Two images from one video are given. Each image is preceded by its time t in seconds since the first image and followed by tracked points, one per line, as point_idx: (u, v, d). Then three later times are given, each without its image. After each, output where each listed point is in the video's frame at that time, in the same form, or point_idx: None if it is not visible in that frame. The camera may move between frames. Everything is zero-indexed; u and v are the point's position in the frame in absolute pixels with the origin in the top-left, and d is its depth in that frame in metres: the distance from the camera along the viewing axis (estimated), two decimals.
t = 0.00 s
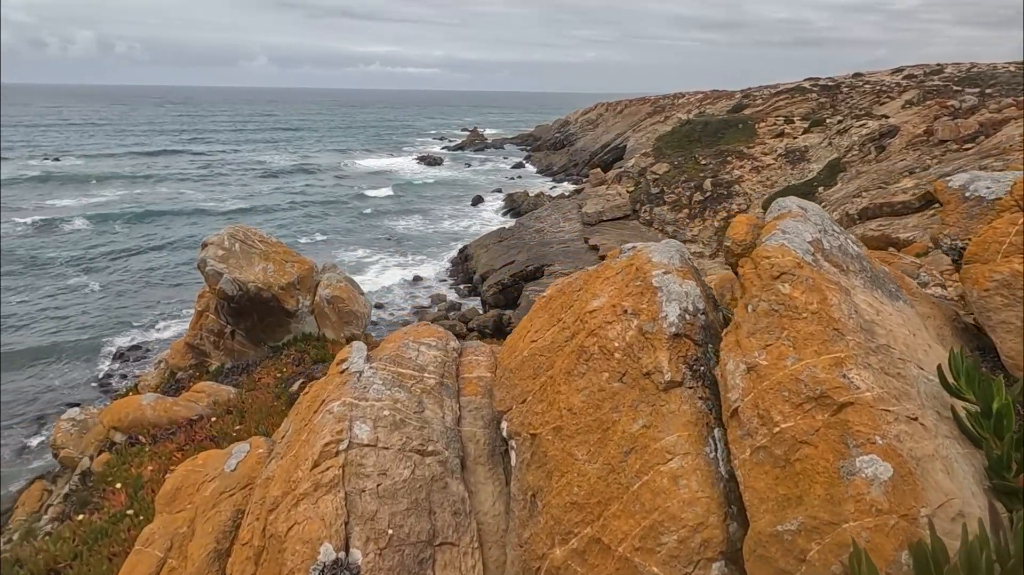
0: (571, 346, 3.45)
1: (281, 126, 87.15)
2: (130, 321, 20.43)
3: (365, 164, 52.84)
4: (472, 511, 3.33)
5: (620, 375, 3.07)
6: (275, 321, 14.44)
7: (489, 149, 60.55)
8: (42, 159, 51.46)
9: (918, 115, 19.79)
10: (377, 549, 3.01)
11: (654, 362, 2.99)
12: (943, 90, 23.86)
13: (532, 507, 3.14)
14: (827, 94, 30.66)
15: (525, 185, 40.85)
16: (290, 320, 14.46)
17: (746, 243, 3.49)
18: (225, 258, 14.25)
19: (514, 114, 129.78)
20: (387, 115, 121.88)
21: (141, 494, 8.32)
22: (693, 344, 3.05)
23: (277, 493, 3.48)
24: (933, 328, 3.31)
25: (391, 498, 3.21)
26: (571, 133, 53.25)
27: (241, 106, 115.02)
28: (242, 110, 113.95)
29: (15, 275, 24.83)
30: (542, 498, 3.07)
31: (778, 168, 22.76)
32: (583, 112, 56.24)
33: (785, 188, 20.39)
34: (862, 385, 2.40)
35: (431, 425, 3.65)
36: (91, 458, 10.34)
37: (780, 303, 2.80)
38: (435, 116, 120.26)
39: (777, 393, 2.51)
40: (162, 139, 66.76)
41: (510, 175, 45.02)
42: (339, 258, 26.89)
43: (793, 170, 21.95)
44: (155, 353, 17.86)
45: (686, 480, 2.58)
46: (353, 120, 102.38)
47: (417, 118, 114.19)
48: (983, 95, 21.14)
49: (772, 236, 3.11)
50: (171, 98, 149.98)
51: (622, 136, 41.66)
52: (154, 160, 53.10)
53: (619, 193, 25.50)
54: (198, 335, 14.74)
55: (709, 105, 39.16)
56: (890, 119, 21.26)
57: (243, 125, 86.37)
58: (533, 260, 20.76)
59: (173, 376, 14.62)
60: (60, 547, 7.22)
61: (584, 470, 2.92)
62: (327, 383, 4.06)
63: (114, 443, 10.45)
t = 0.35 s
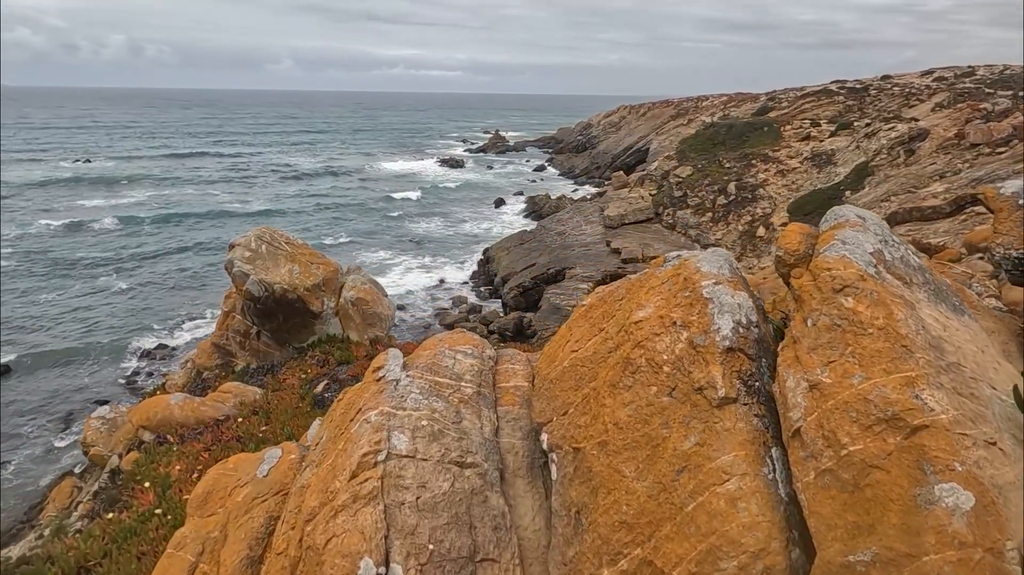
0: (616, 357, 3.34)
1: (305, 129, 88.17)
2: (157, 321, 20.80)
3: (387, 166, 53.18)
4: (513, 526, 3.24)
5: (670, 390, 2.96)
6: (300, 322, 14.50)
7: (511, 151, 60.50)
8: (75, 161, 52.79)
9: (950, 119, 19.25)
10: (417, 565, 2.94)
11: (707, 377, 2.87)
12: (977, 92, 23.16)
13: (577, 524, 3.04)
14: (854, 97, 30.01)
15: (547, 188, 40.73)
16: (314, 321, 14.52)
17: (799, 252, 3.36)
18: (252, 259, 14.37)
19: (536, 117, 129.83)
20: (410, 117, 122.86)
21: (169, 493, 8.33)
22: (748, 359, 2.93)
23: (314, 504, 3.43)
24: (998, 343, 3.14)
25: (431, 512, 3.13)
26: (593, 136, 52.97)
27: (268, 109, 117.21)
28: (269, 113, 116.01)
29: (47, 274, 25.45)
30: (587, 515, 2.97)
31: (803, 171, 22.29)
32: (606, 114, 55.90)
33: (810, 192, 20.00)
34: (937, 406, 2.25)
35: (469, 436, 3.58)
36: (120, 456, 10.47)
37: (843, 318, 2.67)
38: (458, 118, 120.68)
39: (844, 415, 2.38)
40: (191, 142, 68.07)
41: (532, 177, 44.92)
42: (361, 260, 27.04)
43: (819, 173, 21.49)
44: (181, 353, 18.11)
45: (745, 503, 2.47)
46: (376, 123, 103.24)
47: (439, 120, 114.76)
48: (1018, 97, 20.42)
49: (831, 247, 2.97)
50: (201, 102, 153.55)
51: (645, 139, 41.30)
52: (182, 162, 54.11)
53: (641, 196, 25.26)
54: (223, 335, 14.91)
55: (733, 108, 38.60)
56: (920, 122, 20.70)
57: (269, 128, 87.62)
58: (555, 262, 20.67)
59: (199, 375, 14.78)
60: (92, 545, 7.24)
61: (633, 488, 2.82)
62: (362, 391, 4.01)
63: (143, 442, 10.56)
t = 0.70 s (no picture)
0: (662, 364, 3.26)
1: (329, 131, 89.14)
2: (184, 320, 21.15)
3: (410, 168, 53.48)
4: (555, 534, 3.18)
5: (720, 399, 2.89)
6: (325, 322, 14.62)
7: (532, 153, 60.40)
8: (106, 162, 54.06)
9: (982, 120, 18.72)
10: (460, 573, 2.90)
11: (760, 386, 2.79)
12: (1012, 93, 22.46)
13: (622, 534, 2.98)
14: (883, 98, 29.36)
15: (569, 190, 40.60)
16: (339, 322, 14.63)
17: (851, 258, 3.27)
18: (278, 259, 14.53)
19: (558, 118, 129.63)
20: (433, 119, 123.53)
21: (197, 491, 8.37)
22: (802, 368, 2.84)
23: (353, 506, 3.41)
24: None
25: (473, 519, 3.09)
26: (616, 138, 52.66)
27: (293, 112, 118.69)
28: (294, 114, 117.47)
29: (79, 273, 26.06)
30: (634, 526, 2.91)
31: (830, 174, 21.85)
32: (628, 117, 55.45)
33: (837, 195, 19.61)
34: (1012, 419, 2.13)
35: (509, 441, 3.53)
36: (149, 453, 10.62)
37: (906, 327, 2.57)
38: (479, 120, 121.02)
39: (912, 429, 2.30)
40: (218, 143, 69.25)
41: (554, 179, 44.81)
42: (383, 260, 27.22)
43: (846, 176, 21.06)
44: (208, 352, 18.41)
45: (805, 518, 2.40)
46: (399, 124, 103.95)
47: (461, 122, 115.14)
48: None
49: (890, 252, 2.87)
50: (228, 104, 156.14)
51: (668, 141, 40.96)
52: (208, 163, 55.04)
53: (664, 199, 25.03)
54: (250, 335, 15.12)
55: (758, 110, 38.03)
56: (951, 124, 20.18)
57: (293, 130, 88.73)
58: (577, 264, 20.58)
59: (226, 374, 14.97)
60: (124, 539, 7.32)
61: (683, 499, 2.77)
62: (400, 395, 3.99)
63: (172, 439, 10.72)
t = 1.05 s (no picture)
0: (699, 371, 3.21)
1: (351, 133, 90.04)
2: (209, 320, 21.51)
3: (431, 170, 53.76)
4: (589, 541, 3.15)
5: (761, 410, 2.84)
6: (348, 323, 14.73)
7: (553, 156, 60.24)
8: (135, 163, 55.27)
9: (1016, 122, 18.22)
10: None
11: (803, 397, 2.74)
12: None
13: (658, 544, 2.94)
14: (913, 100, 28.73)
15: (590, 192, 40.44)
16: (362, 323, 14.73)
17: (896, 265, 3.20)
18: (303, 260, 14.67)
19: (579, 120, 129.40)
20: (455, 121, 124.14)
21: (223, 489, 8.44)
22: (847, 378, 2.77)
23: (384, 511, 3.42)
24: None
25: (506, 525, 3.08)
26: (638, 140, 52.32)
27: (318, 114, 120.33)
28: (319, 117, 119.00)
29: (109, 272, 26.68)
30: (670, 536, 2.88)
31: (857, 177, 21.42)
32: (651, 119, 55.04)
33: (864, 199, 19.23)
34: None
35: (542, 447, 3.51)
36: (176, 450, 10.77)
37: (957, 338, 2.49)
38: (501, 122, 121.28)
39: (964, 444, 2.23)
40: (244, 145, 70.44)
41: (575, 182, 44.70)
42: (404, 262, 27.37)
43: (873, 179, 20.64)
44: (233, 352, 18.68)
45: (852, 532, 2.36)
46: (421, 127, 104.58)
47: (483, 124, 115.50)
48: None
49: (939, 260, 2.79)
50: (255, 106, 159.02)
51: (690, 143, 40.60)
52: (234, 165, 55.98)
53: (687, 201, 24.81)
54: (275, 335, 15.29)
55: (783, 112, 37.47)
56: (983, 127, 19.66)
57: (317, 132, 89.81)
58: (598, 267, 20.48)
59: (251, 373, 15.15)
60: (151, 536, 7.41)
61: (723, 509, 2.73)
62: (431, 399, 4.00)
63: (198, 437, 10.88)
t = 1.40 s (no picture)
0: (727, 377, 3.18)
1: (373, 135, 90.78)
2: (233, 320, 21.84)
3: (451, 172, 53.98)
4: (615, 547, 3.13)
5: (792, 418, 2.80)
6: (369, 324, 14.84)
7: (573, 158, 60.09)
8: (162, 164, 56.35)
9: None
10: None
11: (837, 404, 2.70)
12: None
13: (686, 551, 2.92)
14: (942, 101, 28.13)
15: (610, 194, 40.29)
16: (383, 323, 14.85)
17: (932, 271, 3.14)
18: (326, 261, 14.80)
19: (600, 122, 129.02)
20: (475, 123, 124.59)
21: (246, 486, 8.53)
22: (880, 387, 2.72)
23: (409, 514, 3.43)
24: None
25: (532, 530, 3.08)
26: (659, 142, 51.99)
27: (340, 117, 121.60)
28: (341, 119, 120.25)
29: (136, 272, 27.24)
30: (698, 543, 2.86)
31: (883, 180, 21.02)
32: (673, 121, 54.65)
33: (890, 202, 18.87)
34: None
35: (567, 451, 3.50)
36: (200, 448, 10.94)
37: (998, 346, 2.43)
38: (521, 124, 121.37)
39: (1008, 455, 2.17)
40: (268, 147, 71.42)
41: (596, 184, 44.53)
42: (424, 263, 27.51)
43: (900, 182, 20.25)
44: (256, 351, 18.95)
45: (888, 544, 2.33)
46: (442, 128, 105.04)
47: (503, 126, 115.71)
48: None
49: (982, 267, 2.72)
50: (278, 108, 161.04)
51: (712, 145, 40.24)
52: (257, 166, 56.76)
53: (709, 204, 24.54)
54: (297, 334, 15.44)
55: (807, 114, 36.92)
56: (1015, 128, 19.19)
57: (339, 134, 90.70)
58: (618, 269, 20.38)
59: (274, 372, 15.31)
60: (176, 531, 7.51)
61: (753, 518, 2.70)
62: (456, 401, 4.01)
63: (222, 435, 11.04)
